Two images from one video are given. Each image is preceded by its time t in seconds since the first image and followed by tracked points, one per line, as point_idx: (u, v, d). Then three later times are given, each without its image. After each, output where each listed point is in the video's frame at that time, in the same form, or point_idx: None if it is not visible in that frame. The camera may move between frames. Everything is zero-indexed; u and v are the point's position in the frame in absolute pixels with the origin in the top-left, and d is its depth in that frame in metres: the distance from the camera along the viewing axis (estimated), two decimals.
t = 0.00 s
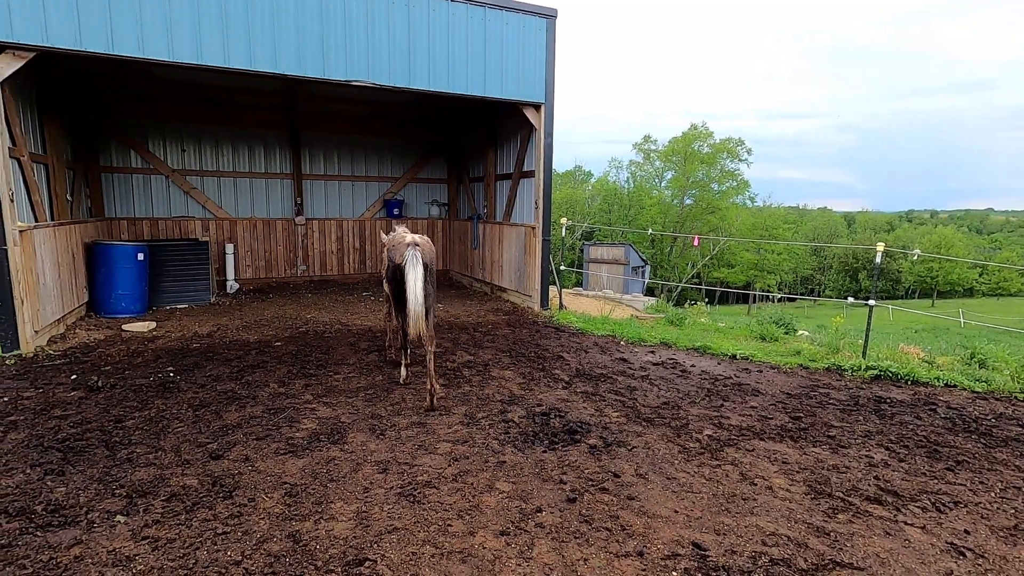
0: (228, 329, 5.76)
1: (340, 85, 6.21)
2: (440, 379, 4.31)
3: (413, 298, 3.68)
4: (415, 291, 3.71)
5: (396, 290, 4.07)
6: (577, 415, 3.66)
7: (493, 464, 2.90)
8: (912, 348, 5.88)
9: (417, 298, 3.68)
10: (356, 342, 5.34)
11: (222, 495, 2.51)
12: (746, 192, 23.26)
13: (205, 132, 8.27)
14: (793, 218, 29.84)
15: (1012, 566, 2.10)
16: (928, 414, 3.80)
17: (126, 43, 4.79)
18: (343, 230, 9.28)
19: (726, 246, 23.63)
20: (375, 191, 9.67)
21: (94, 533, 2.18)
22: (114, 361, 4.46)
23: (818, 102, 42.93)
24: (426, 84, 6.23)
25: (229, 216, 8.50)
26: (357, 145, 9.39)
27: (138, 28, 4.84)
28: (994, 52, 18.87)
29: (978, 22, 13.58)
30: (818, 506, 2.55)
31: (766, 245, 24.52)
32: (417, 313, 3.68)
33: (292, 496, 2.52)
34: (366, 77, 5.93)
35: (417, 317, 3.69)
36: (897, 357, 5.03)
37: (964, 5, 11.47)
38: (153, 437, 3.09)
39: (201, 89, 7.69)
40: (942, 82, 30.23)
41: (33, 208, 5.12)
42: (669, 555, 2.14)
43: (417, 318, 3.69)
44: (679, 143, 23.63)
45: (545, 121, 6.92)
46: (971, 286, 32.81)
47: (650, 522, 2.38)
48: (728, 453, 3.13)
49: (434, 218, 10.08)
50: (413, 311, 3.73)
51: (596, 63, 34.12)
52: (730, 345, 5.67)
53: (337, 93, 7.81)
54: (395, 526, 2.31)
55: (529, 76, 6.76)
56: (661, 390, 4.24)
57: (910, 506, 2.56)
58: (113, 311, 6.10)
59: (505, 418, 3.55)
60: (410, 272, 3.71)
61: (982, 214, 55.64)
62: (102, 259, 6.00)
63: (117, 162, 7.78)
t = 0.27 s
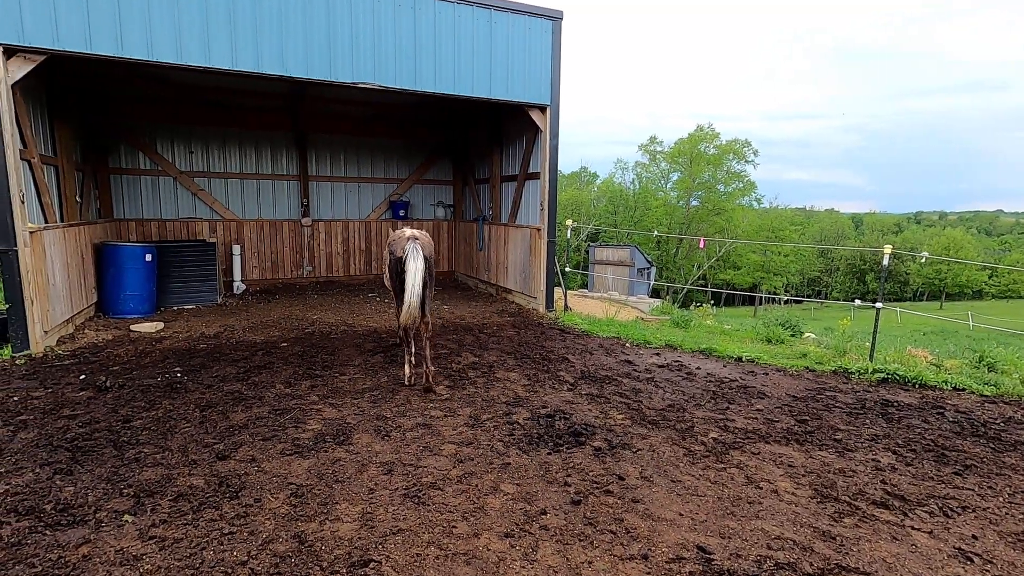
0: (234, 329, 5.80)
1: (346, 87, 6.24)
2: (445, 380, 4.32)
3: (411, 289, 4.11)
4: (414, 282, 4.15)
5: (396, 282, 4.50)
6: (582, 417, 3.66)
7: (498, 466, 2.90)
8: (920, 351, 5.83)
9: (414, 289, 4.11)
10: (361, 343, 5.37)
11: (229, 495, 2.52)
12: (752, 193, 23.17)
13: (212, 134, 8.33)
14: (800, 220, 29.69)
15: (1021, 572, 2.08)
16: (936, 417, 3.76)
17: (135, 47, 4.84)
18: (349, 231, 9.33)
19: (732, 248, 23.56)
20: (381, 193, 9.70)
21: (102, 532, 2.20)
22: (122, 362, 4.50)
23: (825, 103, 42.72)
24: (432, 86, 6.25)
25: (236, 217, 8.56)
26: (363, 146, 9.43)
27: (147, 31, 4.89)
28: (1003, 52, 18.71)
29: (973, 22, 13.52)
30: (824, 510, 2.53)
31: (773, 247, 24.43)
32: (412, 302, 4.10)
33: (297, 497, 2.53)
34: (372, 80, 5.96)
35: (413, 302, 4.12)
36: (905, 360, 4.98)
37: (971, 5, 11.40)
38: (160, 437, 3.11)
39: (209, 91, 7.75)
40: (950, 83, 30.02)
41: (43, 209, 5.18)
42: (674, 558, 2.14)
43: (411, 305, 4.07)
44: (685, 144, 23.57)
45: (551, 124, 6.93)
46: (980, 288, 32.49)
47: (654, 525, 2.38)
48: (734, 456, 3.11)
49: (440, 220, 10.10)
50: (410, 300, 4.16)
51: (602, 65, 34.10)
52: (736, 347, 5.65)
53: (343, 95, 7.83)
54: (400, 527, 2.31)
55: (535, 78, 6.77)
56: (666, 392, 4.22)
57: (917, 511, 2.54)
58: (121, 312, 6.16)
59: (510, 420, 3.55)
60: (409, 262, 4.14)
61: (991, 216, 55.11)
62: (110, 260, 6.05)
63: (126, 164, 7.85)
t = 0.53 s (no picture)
0: (241, 330, 5.83)
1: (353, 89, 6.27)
2: (450, 381, 4.32)
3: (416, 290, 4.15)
4: (419, 284, 4.19)
5: (400, 281, 4.55)
6: (587, 418, 3.66)
7: (503, 467, 2.91)
8: (928, 353, 5.78)
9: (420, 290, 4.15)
10: (367, 344, 5.39)
11: (236, 495, 2.54)
12: (758, 194, 23.11)
13: (219, 136, 8.38)
14: (806, 221, 29.55)
15: None
16: (944, 421, 3.74)
17: (144, 49, 4.89)
18: (355, 232, 9.36)
19: (738, 249, 23.49)
20: (387, 194, 9.73)
21: (111, 531, 2.22)
22: (130, 361, 4.54)
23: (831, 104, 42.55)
24: (437, 88, 6.27)
25: (243, 218, 8.61)
26: (368, 148, 9.46)
27: (156, 34, 4.93)
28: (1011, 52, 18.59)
29: (971, 22, 13.43)
30: (830, 513, 2.52)
31: (779, 248, 24.34)
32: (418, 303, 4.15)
33: (303, 497, 2.55)
34: (379, 81, 5.99)
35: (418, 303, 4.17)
36: (912, 363, 4.95)
37: (978, 5, 11.33)
38: (168, 437, 3.14)
39: (216, 93, 7.79)
40: (958, 83, 29.79)
41: (53, 210, 5.23)
42: (679, 560, 2.14)
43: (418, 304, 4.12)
44: (691, 145, 23.53)
45: (556, 125, 6.93)
46: (989, 290, 32.22)
47: (659, 527, 2.38)
48: (739, 458, 3.11)
49: (445, 221, 10.12)
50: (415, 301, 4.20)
51: (608, 65, 34.04)
52: (742, 349, 5.63)
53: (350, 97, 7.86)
54: (405, 527, 2.32)
55: (540, 80, 6.77)
56: (671, 394, 4.21)
57: (924, 514, 2.52)
58: (129, 312, 6.21)
59: (515, 421, 3.56)
60: (412, 261, 4.19)
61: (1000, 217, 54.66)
62: (118, 260, 6.10)
63: (135, 165, 7.92)
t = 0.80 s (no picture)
0: (246, 330, 5.86)
1: (358, 90, 6.29)
2: (454, 383, 4.33)
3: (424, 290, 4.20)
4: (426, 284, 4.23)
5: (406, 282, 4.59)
6: (591, 421, 3.66)
7: (506, 470, 2.91)
8: (935, 357, 5.74)
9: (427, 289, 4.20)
10: (372, 345, 5.41)
11: (241, 496, 2.55)
12: (764, 196, 23.03)
13: (226, 137, 8.43)
14: (812, 222, 29.40)
15: None
16: (950, 426, 3.71)
17: (152, 52, 4.93)
18: (360, 233, 9.40)
19: (743, 251, 23.41)
20: (392, 195, 9.75)
21: (117, 531, 2.24)
22: (138, 362, 4.58)
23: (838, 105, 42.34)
24: (443, 89, 6.28)
25: (249, 219, 8.66)
26: (373, 149, 9.48)
27: (163, 36, 4.96)
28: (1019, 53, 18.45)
29: (975, 23, 13.33)
30: (835, 518, 2.51)
31: (784, 250, 24.23)
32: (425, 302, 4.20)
33: (308, 498, 2.56)
34: (384, 83, 6.01)
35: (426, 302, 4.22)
36: (919, 367, 4.92)
37: (985, 6, 11.26)
38: (174, 437, 3.16)
39: (223, 95, 7.83)
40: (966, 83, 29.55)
41: (61, 211, 5.27)
42: (682, 564, 2.13)
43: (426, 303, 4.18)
44: (696, 146, 23.47)
45: (561, 127, 6.93)
46: (998, 293, 31.93)
47: (663, 531, 2.37)
48: (744, 462, 3.09)
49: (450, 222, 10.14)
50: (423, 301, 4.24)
51: (613, 66, 33.99)
52: (747, 352, 5.61)
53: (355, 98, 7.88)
54: (409, 529, 2.33)
55: (545, 81, 6.77)
56: (676, 397, 4.20)
57: (930, 520, 2.51)
58: (137, 312, 6.25)
59: (519, 424, 3.56)
60: (418, 262, 4.23)
61: (1009, 219, 54.20)
62: (126, 261, 6.15)
63: (142, 167, 7.98)
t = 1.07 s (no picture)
0: (251, 331, 5.89)
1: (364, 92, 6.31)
2: (458, 384, 4.33)
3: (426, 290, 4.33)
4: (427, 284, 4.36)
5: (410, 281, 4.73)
6: (595, 423, 3.65)
7: (509, 471, 2.91)
8: (942, 359, 5.69)
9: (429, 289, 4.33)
10: (376, 346, 5.42)
11: (245, 495, 2.56)
12: (769, 197, 22.95)
13: (231, 139, 8.48)
14: (818, 224, 29.26)
15: None
16: (957, 429, 3.68)
17: (159, 53, 4.96)
18: (365, 234, 9.43)
19: (748, 252, 23.33)
20: (396, 197, 9.77)
21: (122, 530, 2.25)
22: (143, 362, 4.60)
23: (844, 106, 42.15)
24: (447, 91, 6.30)
25: (254, 220, 8.70)
26: (378, 150, 9.51)
27: (170, 38, 5.00)
28: None
29: (981, 23, 13.26)
30: (839, 521, 2.49)
31: (790, 252, 24.13)
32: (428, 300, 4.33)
33: (311, 498, 2.56)
34: (389, 85, 6.02)
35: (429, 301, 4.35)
36: (926, 369, 4.88)
37: (992, 7, 11.20)
38: (179, 437, 3.18)
39: (229, 96, 7.87)
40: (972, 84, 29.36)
41: (69, 212, 5.32)
42: (685, 567, 2.13)
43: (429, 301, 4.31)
44: (701, 147, 23.40)
45: (566, 128, 6.93)
46: (1006, 295, 31.67)
47: (666, 533, 2.36)
48: (748, 465, 3.08)
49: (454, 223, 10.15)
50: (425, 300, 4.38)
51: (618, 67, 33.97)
52: (751, 354, 5.59)
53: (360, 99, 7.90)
54: (412, 530, 2.33)
55: (550, 82, 6.78)
56: (679, 399, 4.19)
57: (936, 524, 2.49)
58: (143, 313, 6.30)
59: (523, 425, 3.56)
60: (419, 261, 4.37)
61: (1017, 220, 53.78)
62: (133, 261, 6.19)
63: (149, 168, 8.04)
